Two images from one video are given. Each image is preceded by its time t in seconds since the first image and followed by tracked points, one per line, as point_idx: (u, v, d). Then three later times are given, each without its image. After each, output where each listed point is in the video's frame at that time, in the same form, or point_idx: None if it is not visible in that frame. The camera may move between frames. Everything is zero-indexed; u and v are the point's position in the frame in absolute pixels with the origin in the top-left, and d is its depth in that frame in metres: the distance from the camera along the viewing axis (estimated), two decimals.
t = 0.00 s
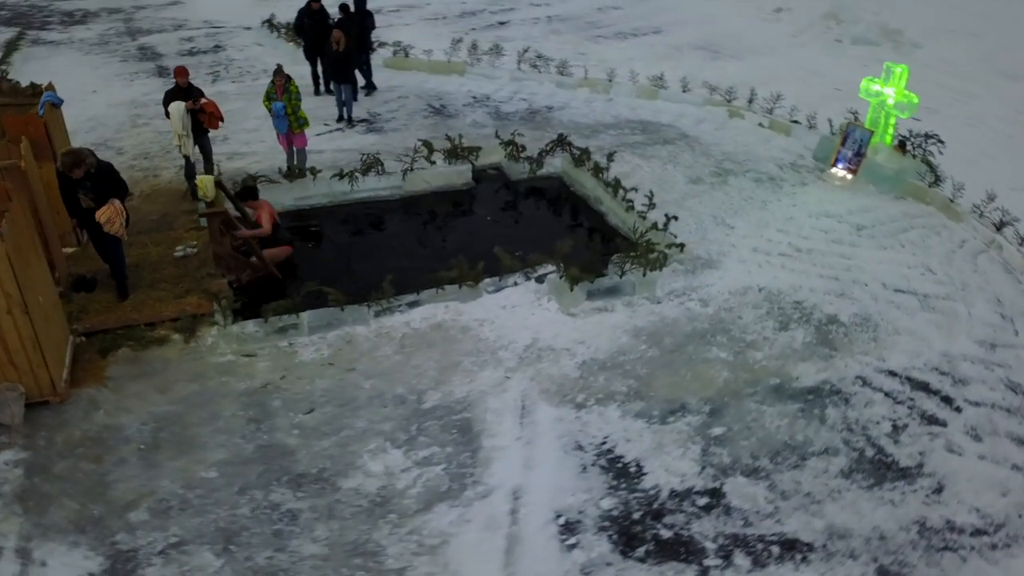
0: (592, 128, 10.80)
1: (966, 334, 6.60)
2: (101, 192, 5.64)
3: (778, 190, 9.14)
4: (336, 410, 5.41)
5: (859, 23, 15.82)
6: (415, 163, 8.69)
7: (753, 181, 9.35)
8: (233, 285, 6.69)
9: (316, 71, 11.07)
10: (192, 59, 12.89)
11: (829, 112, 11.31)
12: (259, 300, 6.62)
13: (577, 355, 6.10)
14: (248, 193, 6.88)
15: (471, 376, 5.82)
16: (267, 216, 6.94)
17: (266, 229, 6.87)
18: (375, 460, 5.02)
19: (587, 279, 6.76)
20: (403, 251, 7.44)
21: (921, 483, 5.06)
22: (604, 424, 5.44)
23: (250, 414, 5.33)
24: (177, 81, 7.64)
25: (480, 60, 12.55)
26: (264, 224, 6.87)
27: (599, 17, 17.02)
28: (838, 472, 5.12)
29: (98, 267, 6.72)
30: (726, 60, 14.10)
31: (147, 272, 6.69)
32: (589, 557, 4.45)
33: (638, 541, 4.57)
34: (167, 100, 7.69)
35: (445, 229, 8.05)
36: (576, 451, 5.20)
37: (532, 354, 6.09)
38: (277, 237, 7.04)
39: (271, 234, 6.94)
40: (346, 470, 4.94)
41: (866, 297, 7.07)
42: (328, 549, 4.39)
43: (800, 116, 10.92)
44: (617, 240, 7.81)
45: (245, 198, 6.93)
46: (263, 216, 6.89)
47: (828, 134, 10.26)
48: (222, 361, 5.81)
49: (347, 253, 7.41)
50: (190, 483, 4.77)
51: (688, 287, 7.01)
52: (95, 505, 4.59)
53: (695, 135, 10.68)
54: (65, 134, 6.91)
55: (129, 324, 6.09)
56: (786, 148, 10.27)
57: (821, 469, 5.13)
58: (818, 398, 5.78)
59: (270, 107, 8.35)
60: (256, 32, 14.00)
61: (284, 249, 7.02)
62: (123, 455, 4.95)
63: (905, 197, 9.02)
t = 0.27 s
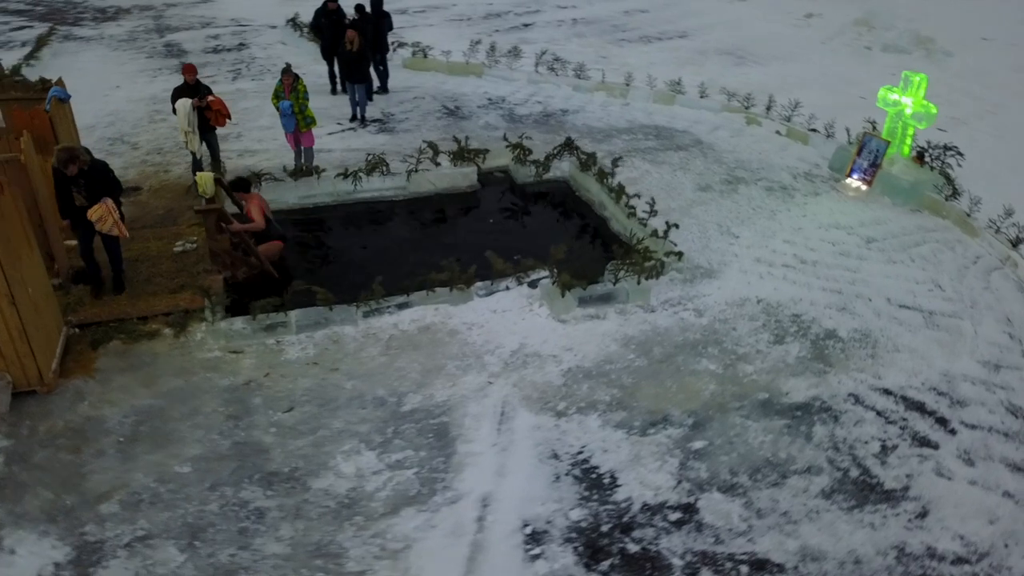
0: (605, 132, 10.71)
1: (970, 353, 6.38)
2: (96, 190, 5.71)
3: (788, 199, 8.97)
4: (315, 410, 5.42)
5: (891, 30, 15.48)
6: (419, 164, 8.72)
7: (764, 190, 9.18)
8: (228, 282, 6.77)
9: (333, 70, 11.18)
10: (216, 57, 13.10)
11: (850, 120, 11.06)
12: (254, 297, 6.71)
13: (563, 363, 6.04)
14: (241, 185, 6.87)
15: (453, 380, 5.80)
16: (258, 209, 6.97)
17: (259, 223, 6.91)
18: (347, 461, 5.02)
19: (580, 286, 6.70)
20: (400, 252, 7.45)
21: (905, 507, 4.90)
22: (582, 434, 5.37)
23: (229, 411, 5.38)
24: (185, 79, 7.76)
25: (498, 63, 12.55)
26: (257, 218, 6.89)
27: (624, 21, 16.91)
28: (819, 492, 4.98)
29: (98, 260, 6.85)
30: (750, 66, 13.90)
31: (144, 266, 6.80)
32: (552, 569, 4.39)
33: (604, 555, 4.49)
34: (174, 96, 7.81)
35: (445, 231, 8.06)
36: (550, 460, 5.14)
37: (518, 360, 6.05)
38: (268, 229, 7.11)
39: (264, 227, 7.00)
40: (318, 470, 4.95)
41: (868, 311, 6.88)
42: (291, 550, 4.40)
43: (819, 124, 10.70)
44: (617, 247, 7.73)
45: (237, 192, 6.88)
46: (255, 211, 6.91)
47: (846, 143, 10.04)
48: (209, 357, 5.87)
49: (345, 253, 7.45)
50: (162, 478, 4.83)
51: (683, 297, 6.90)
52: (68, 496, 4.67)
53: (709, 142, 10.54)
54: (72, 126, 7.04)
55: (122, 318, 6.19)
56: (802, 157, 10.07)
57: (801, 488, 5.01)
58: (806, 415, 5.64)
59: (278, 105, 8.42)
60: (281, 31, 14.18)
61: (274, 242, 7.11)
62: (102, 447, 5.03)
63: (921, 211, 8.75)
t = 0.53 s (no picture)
0: (615, 135, 10.62)
1: (971, 369, 6.19)
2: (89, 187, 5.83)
3: (796, 207, 8.82)
4: (296, 409, 5.44)
5: (919, 36, 15.16)
6: (423, 165, 8.73)
7: (773, 198, 9.03)
8: (224, 279, 6.84)
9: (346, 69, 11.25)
10: (235, 55, 13.25)
11: (868, 127, 10.84)
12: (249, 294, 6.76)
13: (550, 368, 5.99)
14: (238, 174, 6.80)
15: (438, 382, 5.77)
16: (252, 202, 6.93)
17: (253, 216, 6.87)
18: (323, 461, 5.02)
19: (572, 291, 6.64)
20: (397, 253, 7.46)
21: (888, 527, 4.77)
22: (562, 441, 5.31)
23: (212, 407, 5.42)
24: (192, 76, 7.86)
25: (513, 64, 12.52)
26: (251, 211, 6.85)
27: (646, 24, 16.79)
28: (800, 509, 4.86)
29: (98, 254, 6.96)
30: (769, 71, 13.71)
31: (143, 261, 6.90)
32: None
33: (572, 565, 4.43)
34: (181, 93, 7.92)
35: (445, 233, 8.05)
36: (527, 466, 5.09)
37: (505, 364, 6.01)
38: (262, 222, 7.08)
39: (258, 220, 6.96)
40: (293, 469, 4.95)
41: (868, 324, 6.72)
42: (258, 548, 4.41)
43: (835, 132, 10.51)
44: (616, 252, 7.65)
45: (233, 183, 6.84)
46: (248, 204, 6.86)
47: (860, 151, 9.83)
48: (198, 352, 5.93)
49: (342, 253, 7.48)
50: (140, 472, 4.87)
51: (679, 305, 6.81)
52: (46, 487, 4.73)
53: (721, 147, 10.40)
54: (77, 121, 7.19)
55: (116, 312, 6.26)
56: (815, 164, 9.88)
57: (781, 504, 4.90)
58: (794, 429, 5.51)
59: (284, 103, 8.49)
60: (301, 31, 14.31)
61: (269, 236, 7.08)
62: (84, 439, 5.09)
63: (934, 223, 8.51)
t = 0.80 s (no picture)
0: (626, 139, 10.53)
1: (971, 387, 6.01)
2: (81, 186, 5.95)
3: (804, 216, 8.65)
4: (278, 408, 5.46)
5: (947, 43, 14.84)
6: (427, 166, 8.74)
7: (781, 205, 8.87)
8: (221, 275, 6.89)
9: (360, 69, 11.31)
10: (254, 53, 13.39)
11: (885, 135, 10.61)
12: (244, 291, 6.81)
13: (536, 374, 5.94)
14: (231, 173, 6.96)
15: (422, 385, 5.76)
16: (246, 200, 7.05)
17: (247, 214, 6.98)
18: (299, 461, 5.03)
19: (564, 296, 6.59)
20: (394, 254, 7.46)
21: (869, 548, 4.64)
22: (541, 448, 5.26)
23: (195, 403, 5.46)
24: (200, 74, 7.95)
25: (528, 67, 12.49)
26: (244, 209, 6.98)
27: (668, 27, 16.64)
28: (778, 526, 4.76)
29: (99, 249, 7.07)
30: (790, 76, 13.50)
31: (142, 256, 6.98)
32: None
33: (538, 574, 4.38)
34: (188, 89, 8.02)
35: (444, 234, 8.03)
36: (503, 472, 5.05)
37: (491, 368, 5.98)
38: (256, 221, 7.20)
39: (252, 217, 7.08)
40: (269, 468, 4.97)
41: (868, 337, 6.56)
42: (226, 546, 4.42)
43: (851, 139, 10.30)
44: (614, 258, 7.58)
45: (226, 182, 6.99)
46: (242, 202, 7.00)
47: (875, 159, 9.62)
48: (187, 348, 5.98)
49: (340, 253, 7.51)
50: (118, 466, 4.92)
51: (674, 312, 6.71)
52: (26, 478, 4.80)
53: (733, 153, 10.25)
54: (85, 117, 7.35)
55: (111, 305, 6.33)
56: (828, 172, 9.69)
57: (760, 520, 4.79)
58: (780, 443, 5.40)
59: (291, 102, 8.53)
60: (321, 30, 14.43)
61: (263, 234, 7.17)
62: (67, 431, 5.16)
63: (946, 234, 8.29)
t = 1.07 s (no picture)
0: (638, 144, 10.41)
1: (970, 409, 5.80)
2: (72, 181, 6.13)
3: (813, 226, 8.46)
4: (257, 405, 5.49)
5: (981, 52, 14.44)
6: (431, 167, 8.74)
7: (790, 215, 8.69)
8: (217, 271, 6.97)
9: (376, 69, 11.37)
10: (277, 52, 13.54)
11: (906, 145, 10.33)
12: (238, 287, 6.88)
13: (519, 379, 5.89)
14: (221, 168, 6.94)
15: (402, 387, 5.74)
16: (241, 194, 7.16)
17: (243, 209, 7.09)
18: (272, 459, 5.05)
19: (553, 302, 6.53)
20: (390, 255, 7.47)
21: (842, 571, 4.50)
22: (515, 455, 5.21)
23: (177, 398, 5.52)
24: (208, 71, 8.05)
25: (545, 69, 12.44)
26: (240, 204, 7.09)
27: (694, 31, 16.45)
28: (750, 545, 4.64)
29: (101, 242, 7.21)
30: (814, 83, 13.24)
31: (141, 250, 7.10)
32: None
33: None
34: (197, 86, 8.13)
35: (444, 236, 8.02)
36: (474, 479, 5.01)
37: (474, 372, 5.94)
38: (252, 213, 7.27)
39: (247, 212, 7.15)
40: (242, 465, 4.99)
41: (865, 353, 6.38)
42: (190, 542, 4.45)
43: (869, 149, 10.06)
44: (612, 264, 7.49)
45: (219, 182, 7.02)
46: (237, 196, 7.09)
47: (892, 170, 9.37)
48: (175, 343, 6.05)
49: (337, 253, 7.54)
50: (95, 457, 4.99)
51: (666, 322, 6.61)
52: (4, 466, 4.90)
53: (746, 160, 10.07)
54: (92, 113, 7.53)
55: (107, 298, 6.43)
56: (842, 182, 9.47)
57: (731, 538, 4.68)
58: (762, 459, 5.27)
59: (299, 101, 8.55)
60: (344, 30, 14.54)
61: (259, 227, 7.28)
62: (50, 421, 5.25)
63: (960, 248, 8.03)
